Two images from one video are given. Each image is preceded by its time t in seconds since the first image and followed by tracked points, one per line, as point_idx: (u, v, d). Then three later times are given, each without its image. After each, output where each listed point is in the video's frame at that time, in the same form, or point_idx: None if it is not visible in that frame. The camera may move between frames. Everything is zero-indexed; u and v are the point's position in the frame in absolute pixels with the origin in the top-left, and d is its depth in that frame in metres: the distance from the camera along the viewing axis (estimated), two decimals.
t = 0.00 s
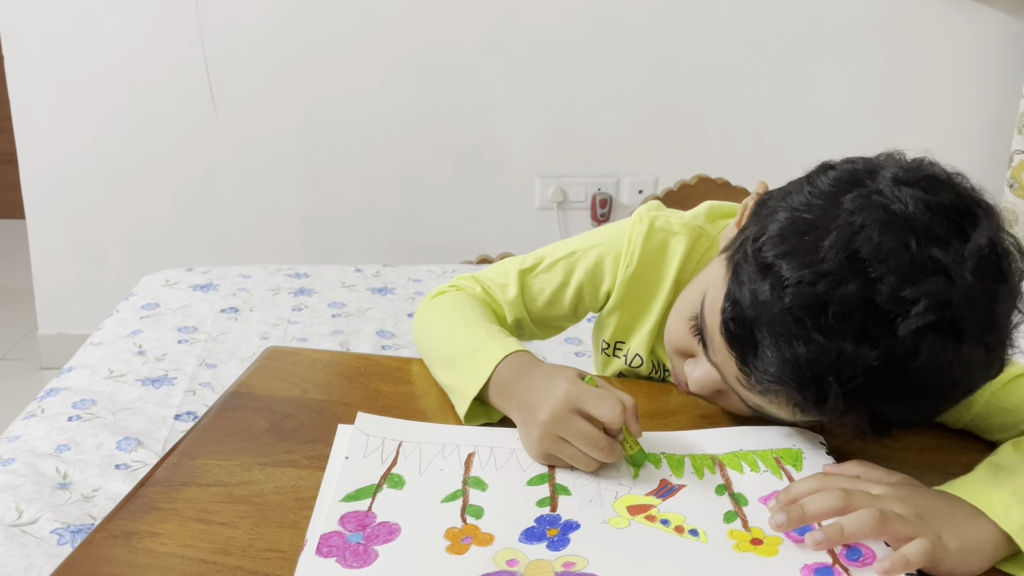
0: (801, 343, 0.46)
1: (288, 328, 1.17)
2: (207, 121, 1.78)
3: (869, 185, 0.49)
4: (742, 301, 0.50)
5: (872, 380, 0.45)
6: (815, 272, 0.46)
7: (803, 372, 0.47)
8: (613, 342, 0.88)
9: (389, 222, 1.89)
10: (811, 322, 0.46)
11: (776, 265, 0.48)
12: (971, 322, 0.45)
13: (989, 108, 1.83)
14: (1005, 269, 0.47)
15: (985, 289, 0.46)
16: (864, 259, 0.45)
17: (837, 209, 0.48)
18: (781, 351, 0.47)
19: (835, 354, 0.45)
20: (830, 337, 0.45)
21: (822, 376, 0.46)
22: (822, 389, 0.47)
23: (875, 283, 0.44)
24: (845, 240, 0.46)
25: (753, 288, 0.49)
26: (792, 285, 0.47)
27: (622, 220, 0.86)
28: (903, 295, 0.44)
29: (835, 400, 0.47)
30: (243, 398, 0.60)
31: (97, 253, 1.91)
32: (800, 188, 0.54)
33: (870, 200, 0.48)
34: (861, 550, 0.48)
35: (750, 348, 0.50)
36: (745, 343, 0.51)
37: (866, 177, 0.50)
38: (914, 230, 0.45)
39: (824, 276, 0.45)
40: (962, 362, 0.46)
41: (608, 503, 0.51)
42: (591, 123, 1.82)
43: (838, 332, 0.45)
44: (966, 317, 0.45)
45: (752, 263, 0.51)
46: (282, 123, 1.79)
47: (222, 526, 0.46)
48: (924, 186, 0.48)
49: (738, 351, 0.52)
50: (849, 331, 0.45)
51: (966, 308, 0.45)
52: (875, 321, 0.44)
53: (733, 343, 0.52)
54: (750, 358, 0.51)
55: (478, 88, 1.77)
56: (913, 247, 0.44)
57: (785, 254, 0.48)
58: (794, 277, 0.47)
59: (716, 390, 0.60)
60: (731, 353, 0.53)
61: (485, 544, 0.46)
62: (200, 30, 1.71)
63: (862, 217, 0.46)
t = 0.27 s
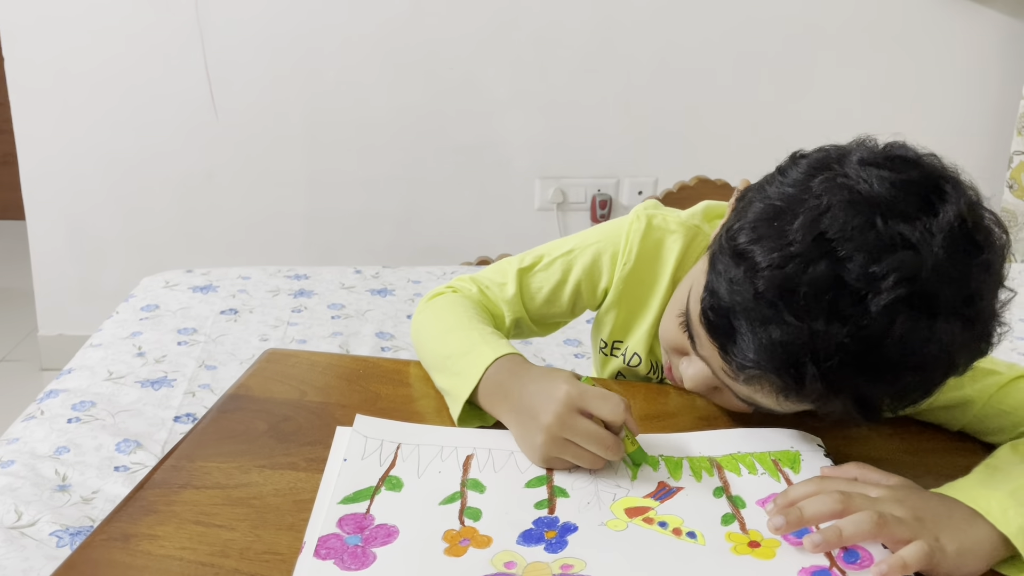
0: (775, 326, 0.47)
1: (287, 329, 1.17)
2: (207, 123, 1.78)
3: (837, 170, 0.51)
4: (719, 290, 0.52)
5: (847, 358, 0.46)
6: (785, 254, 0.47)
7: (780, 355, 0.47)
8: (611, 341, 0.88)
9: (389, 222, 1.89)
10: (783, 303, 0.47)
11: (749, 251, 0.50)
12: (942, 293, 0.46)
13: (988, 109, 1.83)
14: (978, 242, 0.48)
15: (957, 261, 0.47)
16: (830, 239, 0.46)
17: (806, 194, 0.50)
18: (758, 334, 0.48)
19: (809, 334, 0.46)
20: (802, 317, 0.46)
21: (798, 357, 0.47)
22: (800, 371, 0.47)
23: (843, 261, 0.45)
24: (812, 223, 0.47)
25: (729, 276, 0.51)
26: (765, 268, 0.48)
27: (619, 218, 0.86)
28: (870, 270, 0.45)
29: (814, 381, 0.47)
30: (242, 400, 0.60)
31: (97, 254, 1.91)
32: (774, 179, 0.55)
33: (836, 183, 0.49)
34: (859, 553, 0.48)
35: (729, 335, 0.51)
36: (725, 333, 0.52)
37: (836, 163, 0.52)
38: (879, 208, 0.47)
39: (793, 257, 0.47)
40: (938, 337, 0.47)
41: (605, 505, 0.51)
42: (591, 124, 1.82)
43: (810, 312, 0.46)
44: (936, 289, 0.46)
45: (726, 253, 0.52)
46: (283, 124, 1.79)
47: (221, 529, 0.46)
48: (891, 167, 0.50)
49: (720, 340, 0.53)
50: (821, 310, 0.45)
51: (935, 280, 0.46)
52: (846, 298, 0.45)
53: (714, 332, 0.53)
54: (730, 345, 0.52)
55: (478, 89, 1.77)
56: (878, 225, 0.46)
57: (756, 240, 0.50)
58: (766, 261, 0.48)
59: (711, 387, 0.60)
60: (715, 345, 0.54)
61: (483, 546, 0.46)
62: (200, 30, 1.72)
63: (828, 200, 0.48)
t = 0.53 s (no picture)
0: (810, 337, 0.46)
1: (288, 330, 1.17)
2: (207, 123, 1.79)
3: (872, 178, 0.49)
4: (749, 297, 0.50)
5: (881, 373, 0.46)
6: (823, 265, 0.46)
7: (813, 366, 0.47)
8: (612, 341, 0.88)
9: (389, 222, 1.89)
10: (820, 316, 0.46)
11: (783, 260, 0.48)
12: (976, 312, 0.46)
13: (990, 109, 1.83)
14: (1007, 258, 0.48)
15: (990, 279, 0.46)
16: (871, 252, 0.45)
17: (842, 203, 0.48)
18: (791, 345, 0.47)
19: (845, 348, 0.45)
20: (840, 331, 0.45)
21: (833, 369, 0.46)
22: (834, 383, 0.47)
23: (885, 276, 0.44)
24: (853, 234, 0.46)
25: (761, 284, 0.49)
26: (801, 279, 0.47)
27: (619, 218, 0.86)
28: (912, 287, 0.44)
29: (847, 394, 0.47)
30: (243, 402, 0.60)
31: (98, 255, 1.91)
32: (802, 183, 0.53)
33: (874, 193, 0.48)
34: (860, 554, 0.47)
35: (757, 344, 0.50)
36: (752, 340, 0.51)
37: (869, 171, 0.50)
38: (920, 222, 0.46)
39: (833, 269, 0.45)
40: (968, 353, 0.47)
41: (606, 507, 0.51)
42: (592, 124, 1.82)
43: (849, 326, 0.45)
44: (972, 307, 0.46)
45: (757, 259, 0.51)
46: (283, 125, 1.79)
47: (221, 531, 0.46)
48: (926, 178, 0.49)
49: (744, 347, 0.52)
50: (859, 325, 0.45)
51: (972, 298, 0.45)
52: (886, 314, 0.44)
53: (739, 339, 0.52)
54: (756, 353, 0.51)
55: (478, 89, 1.77)
56: (920, 240, 0.45)
57: (791, 249, 0.48)
58: (803, 271, 0.46)
59: (719, 389, 0.60)
60: (740, 351, 0.53)
61: (483, 548, 0.46)
62: (200, 31, 1.72)
63: (868, 210, 0.47)
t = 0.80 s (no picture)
0: (809, 338, 0.46)
1: (289, 330, 1.17)
2: (208, 123, 1.79)
3: (876, 181, 0.49)
4: (750, 296, 0.50)
5: (879, 375, 0.46)
6: (825, 266, 0.46)
7: (811, 367, 0.47)
8: (615, 341, 0.88)
9: (391, 222, 1.89)
10: (819, 316, 0.46)
11: (784, 260, 0.48)
12: (976, 318, 0.46)
13: (991, 108, 1.83)
14: (1009, 267, 0.48)
15: (990, 288, 0.46)
16: (872, 254, 0.45)
17: (845, 205, 0.48)
18: (789, 345, 0.47)
19: (843, 349, 0.45)
20: (838, 332, 0.45)
21: (830, 370, 0.46)
22: (831, 384, 0.47)
23: (885, 278, 0.44)
24: (855, 236, 0.46)
25: (762, 283, 0.49)
26: (801, 279, 0.47)
27: (623, 218, 0.86)
28: (912, 290, 0.44)
29: (844, 396, 0.47)
30: (244, 401, 0.60)
31: (100, 255, 1.91)
32: (807, 184, 0.53)
33: (878, 196, 0.47)
34: (861, 553, 0.47)
35: (756, 344, 0.50)
36: (752, 340, 0.51)
37: (873, 173, 0.50)
38: (923, 226, 0.45)
39: (833, 271, 0.45)
40: (966, 358, 0.47)
41: (607, 505, 0.51)
42: (593, 124, 1.82)
43: (847, 327, 0.45)
44: (972, 314, 0.45)
45: (759, 258, 0.51)
46: (284, 125, 1.79)
47: (223, 529, 0.46)
48: (931, 182, 0.48)
49: (744, 348, 0.52)
50: (857, 327, 0.45)
51: (973, 305, 0.45)
52: (885, 316, 0.44)
53: (738, 339, 0.52)
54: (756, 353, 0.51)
55: (479, 89, 1.77)
56: (922, 244, 0.45)
57: (793, 249, 0.48)
58: (804, 271, 0.46)
59: (716, 386, 0.61)
60: (738, 350, 0.53)
61: (485, 546, 0.46)
62: (202, 31, 1.72)
63: (871, 213, 0.46)
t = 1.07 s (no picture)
0: (825, 349, 0.46)
1: (290, 329, 1.17)
2: (209, 122, 1.79)
3: (889, 189, 0.49)
4: (764, 306, 0.50)
5: (896, 386, 0.46)
6: (842, 277, 0.45)
7: (827, 378, 0.47)
8: (615, 339, 0.88)
9: (392, 221, 1.89)
10: (836, 328, 0.46)
11: (799, 270, 0.48)
12: (992, 328, 0.46)
13: (993, 107, 1.83)
14: (1020, 275, 0.48)
15: (1005, 298, 0.46)
16: (891, 266, 0.45)
17: (860, 214, 0.48)
18: (805, 356, 0.47)
19: (860, 360, 0.45)
20: (856, 343, 0.45)
21: (846, 381, 0.46)
22: (847, 395, 0.47)
23: (902, 290, 0.44)
24: (872, 246, 0.46)
25: (775, 292, 0.49)
26: (817, 290, 0.46)
27: (624, 216, 0.87)
28: (930, 302, 0.44)
29: (859, 405, 0.47)
30: (245, 400, 0.60)
31: (101, 254, 1.91)
32: (818, 191, 0.53)
33: (893, 205, 0.47)
34: (861, 552, 0.47)
35: (771, 353, 0.50)
36: (765, 349, 0.51)
37: (886, 181, 0.50)
38: (939, 237, 0.45)
39: (850, 283, 0.45)
40: (980, 368, 0.47)
41: (608, 504, 0.51)
42: (594, 124, 1.82)
43: (865, 339, 0.45)
44: (988, 324, 0.46)
45: (772, 267, 0.50)
46: (285, 124, 1.79)
47: (225, 528, 0.46)
48: (944, 191, 0.48)
49: (757, 355, 0.52)
50: (874, 339, 0.45)
51: (988, 315, 0.45)
52: (902, 328, 0.44)
53: (751, 347, 0.52)
54: (769, 362, 0.51)
55: (480, 88, 1.77)
56: (939, 255, 0.45)
57: (808, 258, 0.48)
58: (820, 282, 0.46)
59: (723, 391, 0.61)
60: (751, 358, 0.53)
61: (486, 545, 0.46)
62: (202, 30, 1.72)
63: (887, 223, 0.46)
